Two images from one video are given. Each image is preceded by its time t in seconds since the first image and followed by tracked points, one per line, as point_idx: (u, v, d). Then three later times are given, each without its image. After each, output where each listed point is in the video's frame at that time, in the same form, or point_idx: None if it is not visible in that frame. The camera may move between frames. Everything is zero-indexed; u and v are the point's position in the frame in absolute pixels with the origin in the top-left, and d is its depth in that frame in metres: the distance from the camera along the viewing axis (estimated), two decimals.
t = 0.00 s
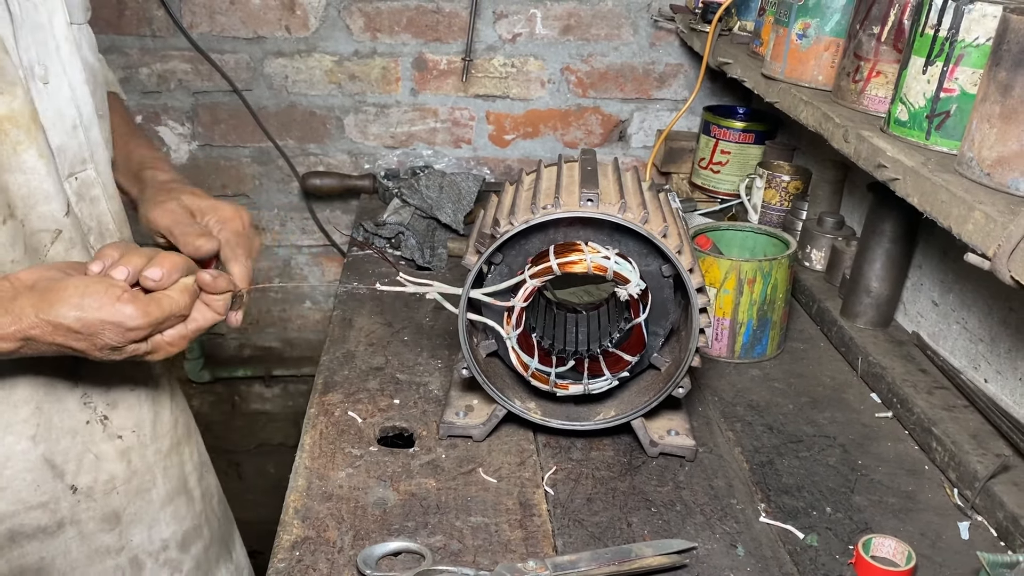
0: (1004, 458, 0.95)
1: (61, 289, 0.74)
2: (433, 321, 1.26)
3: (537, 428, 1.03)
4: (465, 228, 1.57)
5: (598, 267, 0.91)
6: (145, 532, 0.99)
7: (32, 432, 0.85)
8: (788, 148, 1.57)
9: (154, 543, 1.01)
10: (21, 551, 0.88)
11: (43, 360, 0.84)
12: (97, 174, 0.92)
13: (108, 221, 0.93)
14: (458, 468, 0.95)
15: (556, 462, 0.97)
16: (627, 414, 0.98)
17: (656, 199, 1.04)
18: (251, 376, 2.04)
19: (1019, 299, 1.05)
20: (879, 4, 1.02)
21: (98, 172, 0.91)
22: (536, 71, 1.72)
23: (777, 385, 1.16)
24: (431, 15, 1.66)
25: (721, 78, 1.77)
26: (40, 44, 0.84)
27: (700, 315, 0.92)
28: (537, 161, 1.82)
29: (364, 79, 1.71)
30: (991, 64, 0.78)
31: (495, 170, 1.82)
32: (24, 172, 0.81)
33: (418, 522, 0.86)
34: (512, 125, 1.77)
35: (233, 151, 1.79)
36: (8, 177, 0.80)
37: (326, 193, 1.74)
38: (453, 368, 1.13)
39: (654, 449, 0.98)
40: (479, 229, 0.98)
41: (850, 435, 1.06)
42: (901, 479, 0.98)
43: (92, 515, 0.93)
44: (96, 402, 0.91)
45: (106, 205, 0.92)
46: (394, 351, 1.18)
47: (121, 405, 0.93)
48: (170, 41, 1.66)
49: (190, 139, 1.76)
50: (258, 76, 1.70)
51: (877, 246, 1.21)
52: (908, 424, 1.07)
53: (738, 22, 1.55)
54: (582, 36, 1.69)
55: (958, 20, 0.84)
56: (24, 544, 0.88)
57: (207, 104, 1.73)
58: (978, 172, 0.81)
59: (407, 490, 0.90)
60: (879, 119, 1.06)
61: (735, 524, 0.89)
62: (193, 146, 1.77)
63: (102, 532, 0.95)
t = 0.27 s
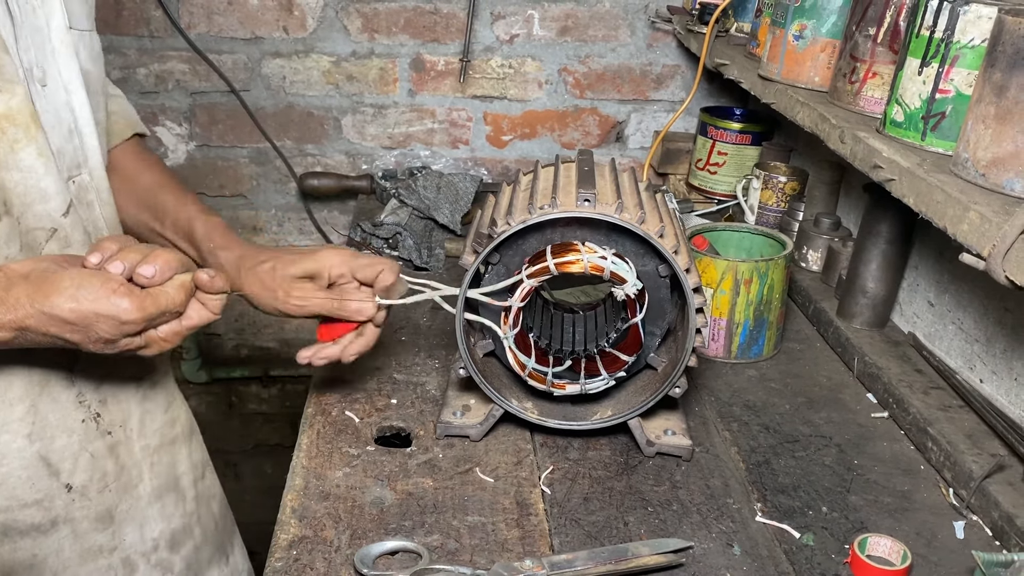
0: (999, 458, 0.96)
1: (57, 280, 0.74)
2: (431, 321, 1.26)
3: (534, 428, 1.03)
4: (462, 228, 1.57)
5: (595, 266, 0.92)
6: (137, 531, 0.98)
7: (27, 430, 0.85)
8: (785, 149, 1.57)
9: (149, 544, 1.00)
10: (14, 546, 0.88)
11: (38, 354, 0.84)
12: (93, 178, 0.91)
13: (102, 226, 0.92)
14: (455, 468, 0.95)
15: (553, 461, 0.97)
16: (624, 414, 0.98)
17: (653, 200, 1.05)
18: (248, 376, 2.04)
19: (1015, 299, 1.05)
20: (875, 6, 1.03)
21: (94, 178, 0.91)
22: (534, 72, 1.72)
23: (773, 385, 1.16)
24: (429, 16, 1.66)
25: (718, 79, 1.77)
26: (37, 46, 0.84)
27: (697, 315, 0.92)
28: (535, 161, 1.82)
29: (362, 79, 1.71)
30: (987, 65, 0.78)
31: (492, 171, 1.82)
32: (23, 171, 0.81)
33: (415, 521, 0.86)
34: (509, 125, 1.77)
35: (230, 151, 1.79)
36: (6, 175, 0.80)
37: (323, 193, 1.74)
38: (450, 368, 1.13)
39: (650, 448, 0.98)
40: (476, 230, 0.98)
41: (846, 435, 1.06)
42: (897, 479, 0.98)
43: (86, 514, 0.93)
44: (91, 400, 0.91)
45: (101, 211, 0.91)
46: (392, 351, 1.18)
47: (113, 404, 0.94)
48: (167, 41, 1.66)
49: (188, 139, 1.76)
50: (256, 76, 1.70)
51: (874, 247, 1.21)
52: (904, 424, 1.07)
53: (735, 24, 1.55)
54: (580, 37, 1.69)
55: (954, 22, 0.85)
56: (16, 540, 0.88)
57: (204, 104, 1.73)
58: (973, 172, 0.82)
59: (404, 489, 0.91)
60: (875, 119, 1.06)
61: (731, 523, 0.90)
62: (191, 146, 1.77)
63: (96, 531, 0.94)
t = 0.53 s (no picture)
0: (999, 459, 0.96)
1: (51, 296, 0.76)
2: (430, 321, 1.26)
3: (533, 428, 1.03)
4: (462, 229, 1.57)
5: (595, 268, 0.92)
6: (126, 528, 0.99)
7: (20, 438, 0.85)
8: (785, 150, 1.57)
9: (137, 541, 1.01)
10: (12, 559, 0.87)
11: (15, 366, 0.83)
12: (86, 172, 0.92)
13: (97, 220, 0.92)
14: (454, 469, 0.95)
15: (553, 462, 0.97)
16: (624, 415, 0.98)
17: (653, 200, 1.04)
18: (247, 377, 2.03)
19: (1015, 300, 1.05)
20: (875, 7, 1.03)
21: (88, 172, 0.91)
22: (533, 73, 1.72)
23: (773, 386, 1.16)
24: (428, 16, 1.66)
25: (718, 81, 1.77)
26: (32, 40, 0.84)
27: (697, 316, 0.92)
28: (534, 162, 1.82)
29: (361, 80, 1.71)
30: (987, 67, 0.79)
31: (492, 172, 1.82)
32: (13, 171, 0.80)
33: (415, 522, 0.86)
34: (509, 126, 1.77)
35: (229, 152, 1.78)
36: None
37: (323, 194, 1.73)
38: (450, 369, 1.13)
39: (650, 449, 0.98)
40: (475, 230, 0.98)
41: (846, 436, 1.06)
42: (897, 480, 0.98)
43: (80, 516, 0.92)
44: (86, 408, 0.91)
45: (96, 204, 0.92)
46: (391, 352, 1.18)
47: (107, 408, 0.94)
48: (166, 41, 1.66)
49: (187, 140, 1.76)
50: (255, 77, 1.70)
51: (873, 248, 1.21)
52: (904, 425, 1.07)
53: (735, 25, 1.56)
54: (579, 38, 1.69)
55: (954, 23, 0.85)
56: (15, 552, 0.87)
57: (203, 104, 1.73)
58: (973, 173, 0.82)
59: (404, 490, 0.90)
60: (875, 121, 1.06)
61: (731, 524, 0.89)
62: (190, 146, 1.77)
63: (90, 533, 0.94)
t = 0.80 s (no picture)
0: (996, 461, 0.96)
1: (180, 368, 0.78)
2: (428, 323, 1.26)
3: (531, 431, 1.03)
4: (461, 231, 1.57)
5: (592, 270, 0.92)
6: (135, 520, 1.00)
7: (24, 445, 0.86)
8: (783, 152, 1.57)
9: (145, 530, 1.02)
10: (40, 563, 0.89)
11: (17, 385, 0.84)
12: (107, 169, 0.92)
13: (123, 215, 0.92)
14: (452, 471, 0.95)
15: (550, 464, 0.97)
16: (621, 417, 0.98)
17: (651, 203, 1.04)
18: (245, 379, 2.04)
19: (1011, 303, 1.05)
20: (872, 10, 1.03)
21: (109, 167, 0.92)
22: (532, 76, 1.72)
23: (771, 389, 1.16)
24: (427, 19, 1.66)
25: (716, 83, 1.77)
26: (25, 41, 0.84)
27: (694, 318, 0.93)
28: (532, 164, 1.82)
29: (360, 82, 1.72)
30: (983, 70, 0.79)
31: (490, 174, 1.82)
32: (14, 178, 0.81)
33: (412, 524, 0.86)
34: (507, 128, 1.77)
35: (228, 154, 1.78)
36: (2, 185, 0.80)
37: (321, 196, 1.73)
38: (448, 371, 1.13)
39: (648, 451, 0.98)
40: (473, 233, 0.98)
41: (843, 439, 1.06)
42: (894, 483, 0.98)
43: (87, 512, 0.94)
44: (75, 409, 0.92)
45: (120, 199, 0.91)
46: (389, 354, 1.18)
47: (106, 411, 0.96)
48: (165, 43, 1.66)
49: (186, 142, 1.76)
50: (254, 79, 1.70)
51: (870, 251, 1.21)
52: (901, 428, 1.07)
53: (733, 27, 1.56)
54: (577, 40, 1.70)
55: (951, 27, 0.85)
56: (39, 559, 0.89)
57: (202, 107, 1.73)
58: (970, 176, 0.82)
59: (401, 492, 0.91)
60: (872, 124, 1.06)
61: (729, 526, 0.90)
62: (189, 148, 1.77)
63: (97, 528, 0.95)
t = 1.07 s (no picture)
0: (992, 463, 0.96)
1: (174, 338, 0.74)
2: (426, 325, 1.26)
3: (529, 432, 1.03)
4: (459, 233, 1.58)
5: (590, 271, 0.92)
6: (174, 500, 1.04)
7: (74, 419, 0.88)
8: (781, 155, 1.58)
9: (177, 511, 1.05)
10: (86, 533, 0.92)
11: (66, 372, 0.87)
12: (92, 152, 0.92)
13: (108, 195, 0.93)
14: (450, 472, 0.95)
15: (548, 465, 0.98)
16: (619, 418, 0.98)
17: (649, 205, 1.04)
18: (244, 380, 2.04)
19: (1008, 305, 1.06)
20: (869, 13, 1.03)
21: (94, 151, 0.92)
22: (530, 78, 1.73)
23: (768, 391, 1.17)
24: (426, 21, 1.67)
25: (714, 85, 1.78)
26: (32, 29, 0.83)
27: (692, 319, 0.93)
28: (531, 166, 1.83)
29: (359, 84, 1.72)
30: (979, 73, 0.79)
31: (489, 176, 1.82)
32: (32, 161, 0.81)
33: (410, 525, 0.86)
34: (506, 130, 1.78)
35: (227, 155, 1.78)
36: (18, 167, 0.80)
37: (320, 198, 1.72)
38: (446, 372, 1.13)
39: (645, 453, 0.98)
40: (472, 234, 0.98)
41: (841, 440, 1.06)
42: (892, 484, 0.99)
43: (137, 488, 0.98)
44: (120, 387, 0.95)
45: (105, 182, 0.93)
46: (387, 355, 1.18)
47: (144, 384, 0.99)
48: (165, 45, 1.66)
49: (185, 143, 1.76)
50: (253, 80, 1.70)
51: (868, 253, 1.22)
52: (898, 429, 1.07)
53: (732, 30, 1.56)
54: (577, 42, 1.70)
55: (947, 29, 0.86)
56: (85, 527, 0.92)
57: (201, 108, 1.73)
58: (966, 178, 0.82)
59: (399, 493, 0.91)
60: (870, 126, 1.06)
61: (726, 528, 0.90)
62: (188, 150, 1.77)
63: (146, 505, 0.99)
